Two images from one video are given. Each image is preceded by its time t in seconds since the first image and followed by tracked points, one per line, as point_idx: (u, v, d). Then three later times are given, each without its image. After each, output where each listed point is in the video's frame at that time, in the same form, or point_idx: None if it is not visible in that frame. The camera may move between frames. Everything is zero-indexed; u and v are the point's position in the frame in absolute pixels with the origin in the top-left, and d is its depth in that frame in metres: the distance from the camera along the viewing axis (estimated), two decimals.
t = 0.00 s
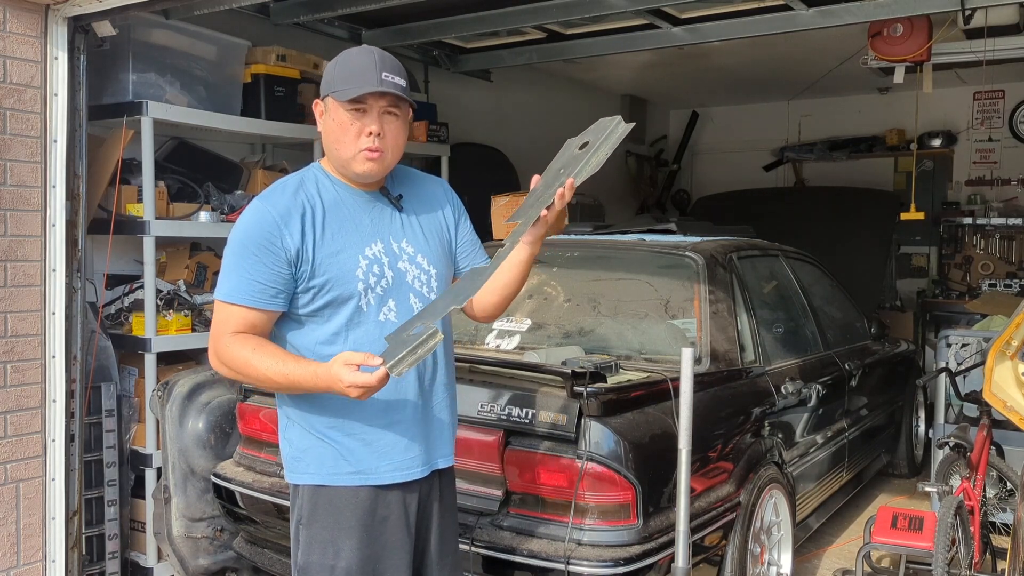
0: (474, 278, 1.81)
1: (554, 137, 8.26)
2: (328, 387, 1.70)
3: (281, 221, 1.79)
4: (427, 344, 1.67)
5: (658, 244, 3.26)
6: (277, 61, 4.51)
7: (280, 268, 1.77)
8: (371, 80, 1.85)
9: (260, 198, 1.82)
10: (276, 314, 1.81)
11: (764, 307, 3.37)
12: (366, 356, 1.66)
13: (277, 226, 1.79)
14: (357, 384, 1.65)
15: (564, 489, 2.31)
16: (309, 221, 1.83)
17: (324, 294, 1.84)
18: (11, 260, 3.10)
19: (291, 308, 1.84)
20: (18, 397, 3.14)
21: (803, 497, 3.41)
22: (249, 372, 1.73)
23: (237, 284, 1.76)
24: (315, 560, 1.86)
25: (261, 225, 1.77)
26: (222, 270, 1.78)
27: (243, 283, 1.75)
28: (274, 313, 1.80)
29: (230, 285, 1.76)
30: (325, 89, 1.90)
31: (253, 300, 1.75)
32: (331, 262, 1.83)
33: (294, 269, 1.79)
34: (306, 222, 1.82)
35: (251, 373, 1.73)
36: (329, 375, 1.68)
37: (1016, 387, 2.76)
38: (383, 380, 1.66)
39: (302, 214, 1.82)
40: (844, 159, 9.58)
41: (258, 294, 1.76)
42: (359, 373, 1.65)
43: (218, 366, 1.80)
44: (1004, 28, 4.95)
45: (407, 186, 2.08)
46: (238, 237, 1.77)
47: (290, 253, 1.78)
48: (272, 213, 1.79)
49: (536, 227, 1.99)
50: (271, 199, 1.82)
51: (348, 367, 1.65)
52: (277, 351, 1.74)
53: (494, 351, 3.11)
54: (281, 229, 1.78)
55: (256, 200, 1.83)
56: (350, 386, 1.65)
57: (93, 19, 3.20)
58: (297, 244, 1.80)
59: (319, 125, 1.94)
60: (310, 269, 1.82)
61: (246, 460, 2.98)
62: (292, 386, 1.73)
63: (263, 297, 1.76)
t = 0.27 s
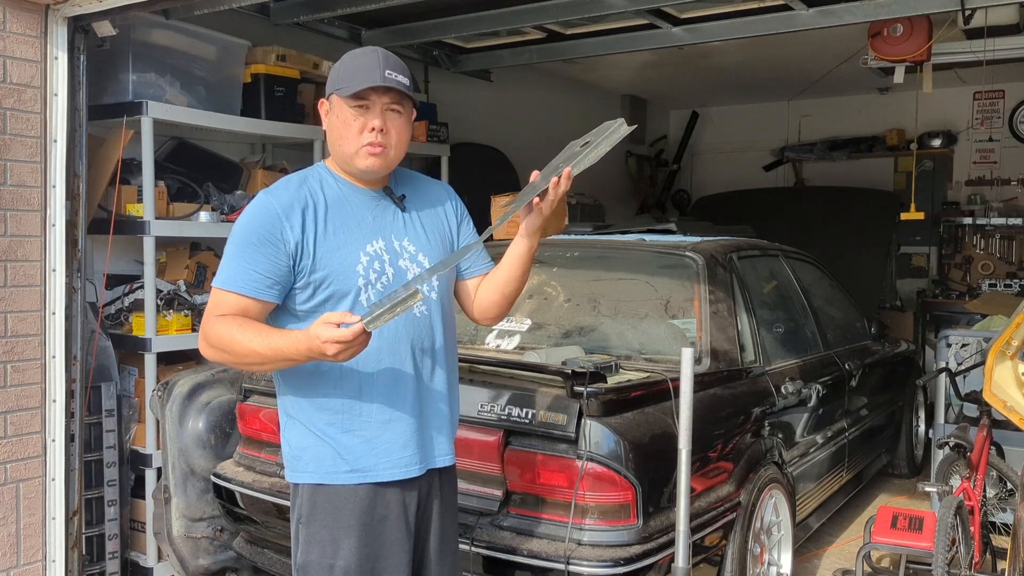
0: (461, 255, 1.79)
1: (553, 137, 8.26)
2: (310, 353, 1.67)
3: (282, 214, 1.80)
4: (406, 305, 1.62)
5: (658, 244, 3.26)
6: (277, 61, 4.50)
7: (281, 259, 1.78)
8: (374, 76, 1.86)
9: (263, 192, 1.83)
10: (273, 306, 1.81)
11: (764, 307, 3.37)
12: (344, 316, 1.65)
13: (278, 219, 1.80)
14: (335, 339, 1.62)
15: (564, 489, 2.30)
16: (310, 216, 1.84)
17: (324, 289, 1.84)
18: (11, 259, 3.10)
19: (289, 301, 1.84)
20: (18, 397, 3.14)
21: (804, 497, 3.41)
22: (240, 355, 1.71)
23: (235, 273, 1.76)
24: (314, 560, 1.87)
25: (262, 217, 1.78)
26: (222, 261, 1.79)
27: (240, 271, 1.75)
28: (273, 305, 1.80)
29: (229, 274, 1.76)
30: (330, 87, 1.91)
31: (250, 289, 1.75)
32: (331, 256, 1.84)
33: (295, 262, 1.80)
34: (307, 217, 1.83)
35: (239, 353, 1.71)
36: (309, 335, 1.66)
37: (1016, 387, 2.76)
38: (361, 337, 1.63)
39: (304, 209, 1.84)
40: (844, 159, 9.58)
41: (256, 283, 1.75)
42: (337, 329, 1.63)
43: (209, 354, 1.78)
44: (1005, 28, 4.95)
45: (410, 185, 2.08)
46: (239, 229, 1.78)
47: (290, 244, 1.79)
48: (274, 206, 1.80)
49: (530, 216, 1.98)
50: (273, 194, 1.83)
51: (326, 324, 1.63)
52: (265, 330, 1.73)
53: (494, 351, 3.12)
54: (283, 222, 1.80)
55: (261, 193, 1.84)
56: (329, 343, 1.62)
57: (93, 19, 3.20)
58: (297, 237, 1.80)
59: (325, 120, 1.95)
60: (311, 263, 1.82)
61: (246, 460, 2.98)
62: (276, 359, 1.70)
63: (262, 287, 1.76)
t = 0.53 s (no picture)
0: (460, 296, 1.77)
1: (553, 137, 8.26)
2: (292, 374, 1.69)
3: (284, 212, 1.81)
4: (394, 351, 1.60)
5: (658, 244, 3.26)
6: (277, 61, 4.50)
7: (281, 257, 1.79)
8: (363, 73, 1.87)
9: (268, 190, 1.85)
10: (272, 302, 1.83)
11: (764, 307, 3.37)
12: (332, 351, 1.65)
13: (280, 217, 1.81)
14: (317, 376, 1.64)
15: (564, 489, 2.30)
16: (313, 213, 1.84)
17: (323, 286, 1.84)
18: (11, 259, 3.10)
19: (290, 297, 1.85)
20: (18, 397, 3.14)
21: (803, 497, 3.41)
22: (232, 353, 1.73)
23: (235, 268, 1.77)
24: (312, 558, 1.87)
25: (264, 214, 1.79)
26: (224, 256, 1.81)
27: (239, 267, 1.77)
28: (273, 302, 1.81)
29: (229, 270, 1.78)
30: (325, 91, 1.93)
31: (249, 286, 1.77)
32: (332, 254, 1.84)
33: (295, 260, 1.81)
34: (309, 215, 1.84)
35: (229, 352, 1.74)
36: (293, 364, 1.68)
37: (1016, 387, 2.76)
38: (342, 377, 1.64)
39: (307, 207, 1.84)
40: (844, 159, 9.58)
41: (255, 279, 1.77)
42: (322, 365, 1.64)
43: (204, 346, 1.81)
44: (1005, 28, 4.95)
45: (416, 185, 2.08)
46: (241, 224, 1.79)
47: (290, 242, 1.80)
48: (277, 204, 1.81)
49: (535, 262, 1.99)
50: (277, 191, 1.84)
51: (313, 358, 1.64)
52: (256, 335, 1.75)
53: (493, 351, 3.12)
54: (283, 220, 1.80)
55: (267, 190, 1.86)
56: (313, 376, 1.64)
57: (93, 19, 3.20)
58: (298, 235, 1.81)
59: (324, 124, 1.97)
60: (312, 261, 1.82)
61: (246, 460, 2.98)
62: (260, 371, 1.73)
63: (261, 285, 1.78)
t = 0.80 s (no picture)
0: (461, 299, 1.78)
1: (553, 137, 8.26)
2: (289, 374, 1.69)
3: (284, 212, 1.81)
4: (389, 352, 1.60)
5: (658, 244, 3.26)
6: (277, 61, 4.50)
7: (281, 257, 1.79)
8: (370, 75, 1.87)
9: (269, 190, 1.85)
10: (272, 302, 1.83)
11: (764, 307, 3.37)
12: (328, 350, 1.64)
13: (280, 217, 1.81)
14: (313, 375, 1.64)
15: (563, 489, 2.30)
16: (312, 214, 1.84)
17: (322, 286, 1.84)
18: (11, 259, 3.10)
19: (290, 298, 1.85)
20: (18, 397, 3.14)
21: (803, 497, 3.41)
22: (231, 353, 1.74)
23: (236, 269, 1.78)
24: (310, 556, 1.87)
25: (264, 214, 1.79)
26: (226, 256, 1.81)
27: (240, 267, 1.77)
28: (273, 302, 1.82)
29: (231, 271, 1.78)
30: (330, 91, 1.93)
31: (250, 286, 1.77)
32: (331, 254, 1.84)
33: (295, 260, 1.81)
34: (309, 215, 1.84)
35: (228, 351, 1.74)
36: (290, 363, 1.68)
37: (1017, 387, 2.76)
38: (338, 377, 1.64)
39: (307, 207, 1.84)
40: (844, 159, 9.57)
41: (255, 279, 1.77)
42: (318, 365, 1.64)
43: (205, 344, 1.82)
44: (1005, 28, 4.95)
45: (417, 186, 2.08)
46: (242, 225, 1.80)
47: (290, 243, 1.80)
48: (277, 204, 1.81)
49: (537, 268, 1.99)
50: (278, 191, 1.85)
51: (308, 358, 1.64)
52: (256, 335, 1.75)
53: (493, 351, 3.12)
54: (284, 220, 1.81)
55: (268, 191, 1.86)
56: (308, 375, 1.64)
57: (93, 19, 3.20)
58: (298, 235, 1.81)
59: (328, 125, 1.97)
60: (311, 261, 1.82)
61: (246, 460, 2.98)
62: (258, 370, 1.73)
63: (261, 286, 1.78)
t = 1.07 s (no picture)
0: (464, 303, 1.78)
1: (553, 137, 8.26)
2: (288, 374, 1.69)
3: (285, 213, 1.81)
4: (388, 354, 1.60)
5: (658, 244, 3.26)
6: (277, 61, 4.50)
7: (282, 258, 1.79)
8: (372, 75, 1.87)
9: (269, 191, 1.85)
10: (274, 302, 1.83)
11: (764, 307, 3.37)
12: (327, 350, 1.64)
13: (281, 217, 1.81)
14: (311, 375, 1.64)
15: (563, 489, 2.30)
16: (313, 214, 1.84)
17: (323, 286, 1.84)
18: (11, 259, 3.10)
19: (291, 298, 1.85)
20: (18, 397, 3.14)
21: (803, 497, 3.41)
22: (232, 353, 1.74)
23: (237, 269, 1.78)
24: (312, 556, 1.87)
25: (265, 215, 1.79)
26: (227, 257, 1.81)
27: (241, 267, 1.77)
28: (275, 302, 1.82)
29: (232, 271, 1.78)
30: (331, 91, 1.92)
31: (251, 286, 1.77)
32: (332, 254, 1.84)
33: (296, 260, 1.81)
34: (309, 215, 1.84)
35: (229, 352, 1.74)
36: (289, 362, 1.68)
37: (1017, 387, 2.76)
38: (336, 376, 1.64)
39: (308, 208, 1.84)
40: (844, 159, 9.57)
41: (256, 280, 1.77)
42: (316, 365, 1.64)
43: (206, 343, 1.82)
44: (1005, 28, 4.95)
45: (419, 186, 2.08)
46: (243, 226, 1.80)
47: (291, 243, 1.80)
48: (278, 205, 1.81)
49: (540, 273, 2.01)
50: (279, 192, 1.85)
51: (307, 357, 1.64)
52: (257, 335, 1.75)
53: (493, 351, 3.12)
54: (284, 220, 1.81)
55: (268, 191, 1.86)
56: (306, 374, 1.64)
57: (92, 19, 3.20)
58: (299, 236, 1.81)
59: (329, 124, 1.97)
60: (312, 261, 1.82)
61: (246, 460, 2.98)
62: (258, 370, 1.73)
63: (263, 286, 1.78)
